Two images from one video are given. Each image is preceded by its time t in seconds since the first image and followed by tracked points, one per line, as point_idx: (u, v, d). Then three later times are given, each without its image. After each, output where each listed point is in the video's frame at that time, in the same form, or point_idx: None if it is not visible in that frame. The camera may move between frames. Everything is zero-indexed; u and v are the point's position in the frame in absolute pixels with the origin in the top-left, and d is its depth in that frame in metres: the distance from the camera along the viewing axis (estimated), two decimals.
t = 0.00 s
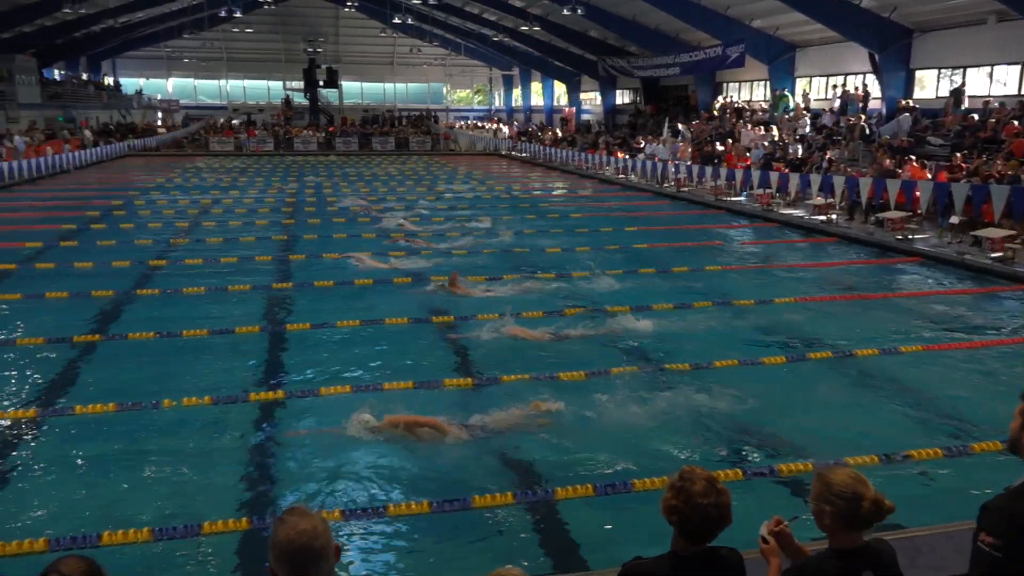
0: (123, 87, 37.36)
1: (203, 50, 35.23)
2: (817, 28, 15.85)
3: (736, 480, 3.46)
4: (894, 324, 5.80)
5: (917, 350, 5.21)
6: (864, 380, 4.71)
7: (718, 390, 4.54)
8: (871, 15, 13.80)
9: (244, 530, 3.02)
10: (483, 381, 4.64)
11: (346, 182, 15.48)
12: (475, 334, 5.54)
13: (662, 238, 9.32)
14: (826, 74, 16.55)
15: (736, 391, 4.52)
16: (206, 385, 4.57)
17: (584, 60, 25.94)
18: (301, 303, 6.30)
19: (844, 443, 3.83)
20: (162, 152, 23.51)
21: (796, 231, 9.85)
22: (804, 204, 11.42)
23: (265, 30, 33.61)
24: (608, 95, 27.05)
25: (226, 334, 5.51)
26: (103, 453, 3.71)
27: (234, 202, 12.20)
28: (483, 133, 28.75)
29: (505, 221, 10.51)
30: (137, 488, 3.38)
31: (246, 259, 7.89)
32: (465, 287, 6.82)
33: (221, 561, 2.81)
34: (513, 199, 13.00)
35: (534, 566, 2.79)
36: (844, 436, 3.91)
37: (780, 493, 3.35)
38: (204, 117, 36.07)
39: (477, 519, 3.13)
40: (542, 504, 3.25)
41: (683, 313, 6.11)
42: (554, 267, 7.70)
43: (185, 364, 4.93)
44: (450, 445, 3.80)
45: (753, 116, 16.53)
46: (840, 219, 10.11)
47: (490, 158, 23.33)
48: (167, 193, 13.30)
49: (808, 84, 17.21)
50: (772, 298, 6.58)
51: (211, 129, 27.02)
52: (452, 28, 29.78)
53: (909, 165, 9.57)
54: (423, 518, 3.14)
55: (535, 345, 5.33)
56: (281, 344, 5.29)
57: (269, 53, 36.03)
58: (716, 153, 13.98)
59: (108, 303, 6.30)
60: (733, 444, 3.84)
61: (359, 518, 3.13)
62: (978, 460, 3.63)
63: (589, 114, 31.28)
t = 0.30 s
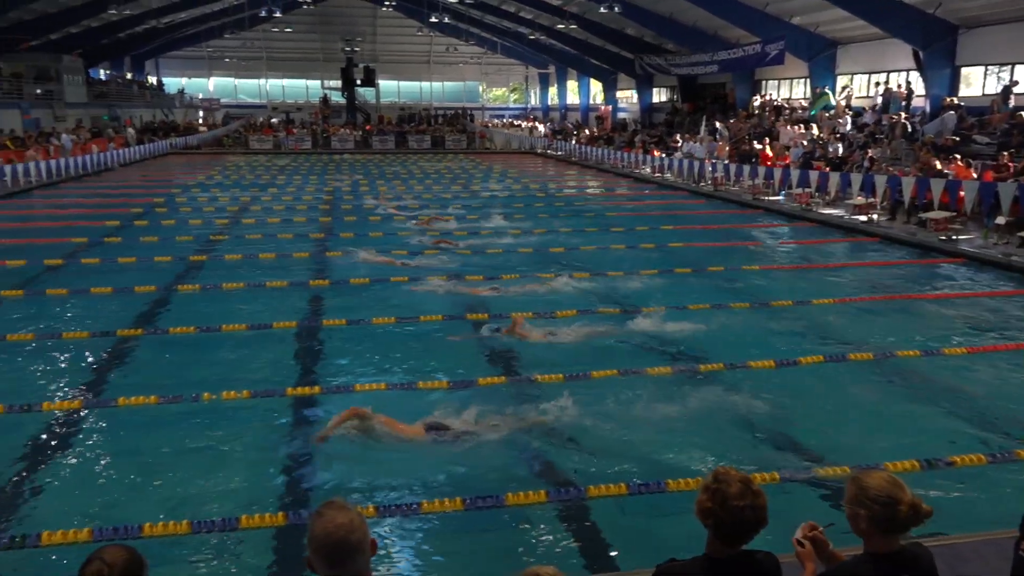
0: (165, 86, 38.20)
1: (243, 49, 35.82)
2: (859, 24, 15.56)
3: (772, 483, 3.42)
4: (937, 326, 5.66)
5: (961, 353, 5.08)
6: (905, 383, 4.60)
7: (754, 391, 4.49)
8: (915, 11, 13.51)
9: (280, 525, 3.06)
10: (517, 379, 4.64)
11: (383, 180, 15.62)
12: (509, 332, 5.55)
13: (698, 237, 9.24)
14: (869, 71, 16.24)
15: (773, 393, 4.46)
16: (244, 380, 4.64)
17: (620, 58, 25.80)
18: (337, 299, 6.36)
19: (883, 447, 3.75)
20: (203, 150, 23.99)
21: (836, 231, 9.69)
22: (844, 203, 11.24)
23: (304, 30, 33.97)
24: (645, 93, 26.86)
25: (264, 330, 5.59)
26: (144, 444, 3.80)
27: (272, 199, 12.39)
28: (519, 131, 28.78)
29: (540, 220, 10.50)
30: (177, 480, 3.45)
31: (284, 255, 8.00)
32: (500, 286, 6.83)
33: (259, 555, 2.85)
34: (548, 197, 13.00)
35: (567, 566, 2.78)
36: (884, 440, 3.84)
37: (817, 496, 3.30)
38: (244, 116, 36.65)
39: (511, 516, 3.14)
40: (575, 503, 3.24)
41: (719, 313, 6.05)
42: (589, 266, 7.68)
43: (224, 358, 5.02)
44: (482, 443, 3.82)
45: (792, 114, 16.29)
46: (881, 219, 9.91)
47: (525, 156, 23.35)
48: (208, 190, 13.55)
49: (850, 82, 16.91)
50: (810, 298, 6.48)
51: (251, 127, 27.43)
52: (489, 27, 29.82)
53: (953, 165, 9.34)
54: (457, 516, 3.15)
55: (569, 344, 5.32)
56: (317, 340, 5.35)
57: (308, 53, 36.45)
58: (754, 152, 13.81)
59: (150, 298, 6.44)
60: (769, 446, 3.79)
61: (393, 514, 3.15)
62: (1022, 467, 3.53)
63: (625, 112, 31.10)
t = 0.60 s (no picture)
0: (206, 86, 38.92)
1: (282, 49, 36.37)
2: (902, 21, 15.25)
3: (808, 487, 3.36)
4: (980, 330, 5.52)
5: (1004, 357, 4.95)
6: (945, 387, 4.50)
7: (791, 393, 4.43)
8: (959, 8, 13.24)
9: (315, 520, 3.09)
10: (550, 378, 4.64)
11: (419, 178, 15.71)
12: (544, 330, 5.54)
13: (735, 237, 9.15)
14: (911, 69, 15.93)
15: (809, 396, 4.40)
16: (280, 375, 4.70)
17: (657, 56, 25.61)
18: (372, 297, 6.41)
19: (922, 453, 3.67)
20: (243, 148, 24.41)
21: (876, 231, 9.51)
22: (885, 204, 11.03)
23: (341, 29, 34.33)
24: (680, 90, 26.62)
25: (300, 326, 5.65)
26: (183, 437, 3.87)
27: (309, 197, 12.54)
28: (553, 129, 28.76)
29: (574, 218, 10.51)
30: (215, 473, 3.51)
31: (320, 253, 8.09)
32: (533, 285, 6.82)
33: (293, 551, 2.88)
34: (582, 196, 12.97)
35: (600, 566, 2.77)
36: (923, 446, 3.75)
37: (854, 502, 3.24)
38: (282, 114, 37.16)
39: (544, 516, 3.12)
40: (608, 504, 3.22)
41: (754, 314, 5.98)
42: (622, 265, 7.63)
43: (260, 354, 5.08)
44: (514, 441, 3.82)
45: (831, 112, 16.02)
46: (923, 219, 9.69)
47: (559, 155, 23.34)
48: (247, 188, 13.78)
49: (892, 79, 16.66)
50: (848, 300, 6.36)
51: (289, 125, 27.81)
52: (524, 26, 29.83)
53: (998, 164, 9.10)
54: (489, 514, 3.15)
55: (601, 343, 5.29)
56: (352, 337, 5.40)
57: (345, 52, 36.82)
58: (791, 150, 13.61)
59: (190, 293, 6.56)
60: (804, 450, 3.73)
61: (426, 511, 3.16)
62: None
63: (661, 110, 30.89)
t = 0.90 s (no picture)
0: (244, 86, 39.53)
1: (318, 49, 36.79)
2: (945, 18, 14.93)
3: (845, 493, 3.30)
4: None
5: None
6: (988, 392, 4.39)
7: (827, 396, 4.37)
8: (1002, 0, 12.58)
9: (347, 515, 3.13)
10: (581, 378, 4.64)
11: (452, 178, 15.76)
12: (577, 330, 5.55)
13: (770, 238, 9.04)
14: (954, 67, 15.58)
15: (845, 400, 4.33)
16: (315, 372, 4.76)
17: (692, 55, 25.41)
18: (406, 295, 6.46)
19: (963, 460, 3.59)
20: (280, 148, 24.75)
21: (916, 233, 9.33)
22: (926, 205, 10.81)
23: (377, 30, 34.59)
24: (716, 90, 26.34)
25: (335, 323, 5.72)
26: (219, 432, 3.94)
27: (344, 196, 12.66)
28: (587, 129, 28.66)
29: (607, 218, 10.48)
30: (249, 468, 3.57)
31: (355, 252, 8.17)
32: (566, 285, 6.82)
33: (324, 548, 2.90)
34: (616, 196, 12.90)
35: (632, 568, 2.76)
36: (964, 452, 3.66)
37: (892, 508, 3.17)
38: (318, 114, 37.57)
39: (574, 517, 3.12)
40: (639, 506, 3.20)
41: (790, 316, 5.91)
42: (656, 265, 7.59)
43: (296, 351, 5.15)
44: (545, 441, 3.82)
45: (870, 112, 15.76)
46: (965, 221, 9.48)
47: (593, 155, 23.28)
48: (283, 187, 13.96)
49: (934, 78, 16.31)
50: (887, 303, 6.25)
51: (325, 125, 28.09)
52: (559, 25, 29.80)
53: None
54: (520, 513, 3.15)
55: (634, 344, 5.26)
56: (386, 335, 5.46)
57: (380, 52, 37.10)
58: (829, 150, 13.42)
59: (227, 290, 6.67)
60: (840, 454, 3.67)
61: (457, 510, 3.18)
62: None
63: (696, 110, 30.62)
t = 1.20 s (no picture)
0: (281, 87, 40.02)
1: (354, 50, 37.16)
2: (989, 15, 14.60)
3: (881, 498, 3.25)
4: None
5: None
6: None
7: (864, 401, 4.30)
8: None
9: (378, 513, 3.16)
10: (613, 379, 4.62)
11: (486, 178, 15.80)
12: (609, 330, 5.53)
13: (806, 240, 8.90)
14: (997, 66, 15.19)
15: (882, 404, 4.26)
16: (348, 370, 4.81)
17: (729, 54, 25.17)
18: (439, 295, 6.51)
19: (1004, 466, 3.51)
20: (316, 148, 25.02)
21: (957, 235, 9.14)
22: (967, 207, 10.58)
23: (412, 31, 34.82)
24: (752, 89, 26.05)
25: (368, 322, 5.77)
26: (254, 426, 3.99)
27: (378, 196, 12.78)
28: (621, 129, 28.55)
29: (640, 218, 10.43)
30: (282, 464, 3.61)
31: (388, 251, 8.24)
32: (598, 285, 6.80)
33: (356, 546, 2.93)
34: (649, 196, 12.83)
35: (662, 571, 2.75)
36: (1004, 459, 3.58)
37: (929, 514, 3.12)
38: (353, 114, 37.94)
39: (605, 520, 3.11)
40: (671, 509, 3.18)
41: (825, 319, 5.83)
42: (689, 267, 7.54)
43: (330, 349, 5.21)
44: (575, 442, 3.81)
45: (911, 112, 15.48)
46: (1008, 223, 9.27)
47: (626, 155, 23.15)
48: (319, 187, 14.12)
49: (977, 77, 15.92)
50: (926, 306, 6.12)
51: (360, 125, 28.35)
52: (593, 25, 29.73)
53: None
54: (550, 515, 3.15)
55: (667, 346, 5.23)
56: (419, 333, 5.50)
57: (415, 53, 37.34)
58: (868, 151, 13.22)
59: (263, 288, 6.75)
60: (876, 460, 3.61)
61: (487, 510, 3.19)
62: None
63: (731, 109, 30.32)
